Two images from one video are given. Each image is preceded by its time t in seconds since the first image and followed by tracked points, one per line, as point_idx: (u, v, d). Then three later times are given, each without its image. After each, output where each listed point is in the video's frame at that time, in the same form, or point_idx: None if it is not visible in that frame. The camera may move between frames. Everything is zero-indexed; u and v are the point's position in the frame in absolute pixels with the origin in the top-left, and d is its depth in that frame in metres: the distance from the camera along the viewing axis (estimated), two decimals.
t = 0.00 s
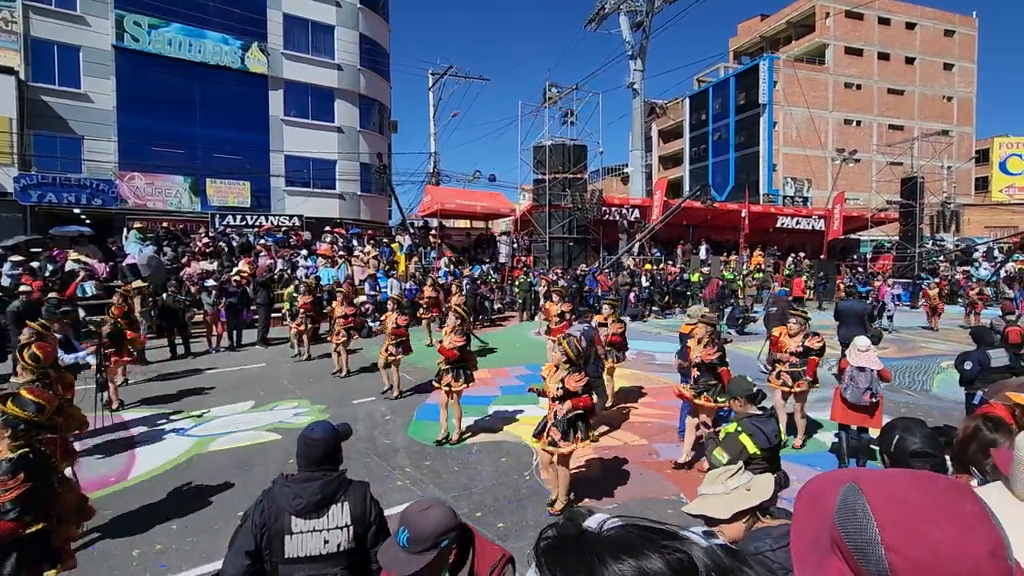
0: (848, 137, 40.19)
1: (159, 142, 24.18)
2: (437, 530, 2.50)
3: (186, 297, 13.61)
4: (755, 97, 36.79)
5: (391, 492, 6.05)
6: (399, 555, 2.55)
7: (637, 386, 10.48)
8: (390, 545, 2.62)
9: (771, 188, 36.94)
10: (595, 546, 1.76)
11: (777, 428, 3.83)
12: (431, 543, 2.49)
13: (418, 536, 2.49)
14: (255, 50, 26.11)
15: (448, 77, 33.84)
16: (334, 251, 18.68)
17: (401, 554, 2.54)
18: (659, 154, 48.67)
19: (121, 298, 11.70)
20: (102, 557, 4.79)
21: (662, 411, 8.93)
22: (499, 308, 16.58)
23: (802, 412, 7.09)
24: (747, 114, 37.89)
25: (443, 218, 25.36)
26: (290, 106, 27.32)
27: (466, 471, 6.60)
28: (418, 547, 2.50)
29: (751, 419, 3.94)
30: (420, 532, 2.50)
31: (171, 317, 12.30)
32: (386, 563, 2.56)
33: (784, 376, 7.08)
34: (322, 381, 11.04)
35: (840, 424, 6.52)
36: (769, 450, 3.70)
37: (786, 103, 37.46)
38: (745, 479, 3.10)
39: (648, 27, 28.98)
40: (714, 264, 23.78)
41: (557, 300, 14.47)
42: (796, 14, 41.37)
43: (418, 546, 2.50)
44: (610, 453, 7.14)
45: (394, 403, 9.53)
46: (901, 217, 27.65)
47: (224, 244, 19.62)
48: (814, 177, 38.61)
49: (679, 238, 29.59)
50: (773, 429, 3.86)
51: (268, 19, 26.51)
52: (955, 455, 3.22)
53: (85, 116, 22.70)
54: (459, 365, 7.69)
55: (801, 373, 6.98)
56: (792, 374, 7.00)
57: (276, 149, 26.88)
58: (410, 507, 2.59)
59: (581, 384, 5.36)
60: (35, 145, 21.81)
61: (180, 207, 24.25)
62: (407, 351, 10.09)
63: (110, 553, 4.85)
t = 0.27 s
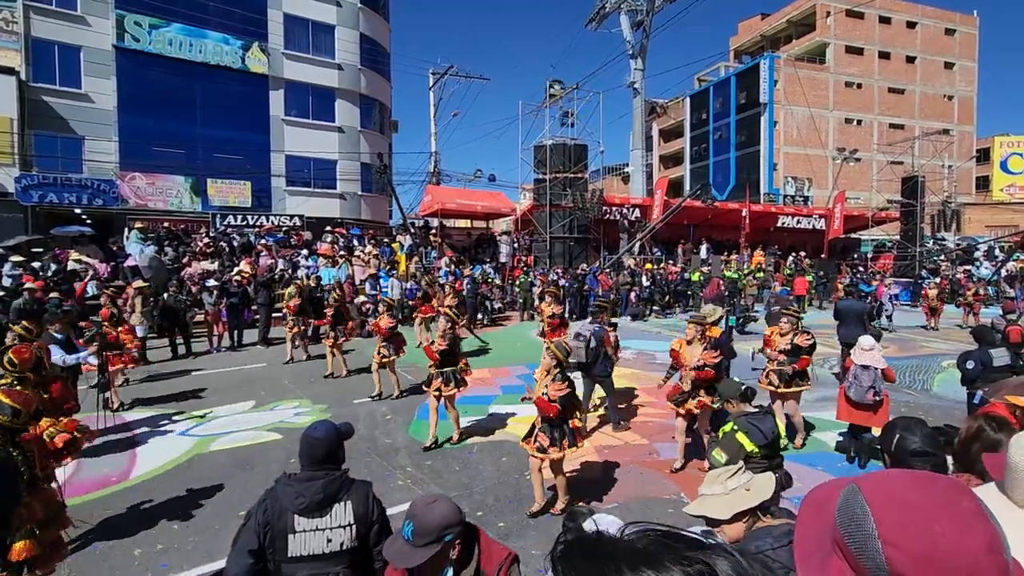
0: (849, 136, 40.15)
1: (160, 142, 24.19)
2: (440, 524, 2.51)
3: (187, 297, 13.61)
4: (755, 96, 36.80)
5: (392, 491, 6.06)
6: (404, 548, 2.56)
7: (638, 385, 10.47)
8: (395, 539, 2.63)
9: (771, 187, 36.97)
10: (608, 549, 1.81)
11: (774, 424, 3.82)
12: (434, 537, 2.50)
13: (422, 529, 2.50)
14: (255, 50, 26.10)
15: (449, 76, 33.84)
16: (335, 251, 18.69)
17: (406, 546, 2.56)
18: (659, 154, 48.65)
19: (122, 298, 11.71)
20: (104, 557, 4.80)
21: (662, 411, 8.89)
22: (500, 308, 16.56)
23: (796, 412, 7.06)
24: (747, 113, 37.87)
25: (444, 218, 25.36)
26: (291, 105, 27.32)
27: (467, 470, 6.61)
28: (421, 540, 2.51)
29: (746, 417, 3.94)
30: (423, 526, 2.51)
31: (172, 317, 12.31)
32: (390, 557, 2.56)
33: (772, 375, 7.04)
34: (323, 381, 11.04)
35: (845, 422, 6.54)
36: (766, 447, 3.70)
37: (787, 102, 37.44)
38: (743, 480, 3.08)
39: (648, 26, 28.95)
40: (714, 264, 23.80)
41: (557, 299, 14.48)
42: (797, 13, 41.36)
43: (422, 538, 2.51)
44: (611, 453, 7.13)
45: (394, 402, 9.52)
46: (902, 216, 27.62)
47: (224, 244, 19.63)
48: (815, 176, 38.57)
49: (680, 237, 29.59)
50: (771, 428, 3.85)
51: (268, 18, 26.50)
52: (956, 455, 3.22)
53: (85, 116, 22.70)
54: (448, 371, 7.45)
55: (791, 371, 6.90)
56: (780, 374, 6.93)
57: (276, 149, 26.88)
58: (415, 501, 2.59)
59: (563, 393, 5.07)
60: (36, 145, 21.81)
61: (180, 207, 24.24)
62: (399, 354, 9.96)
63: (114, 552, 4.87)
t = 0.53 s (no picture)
0: (852, 134, 40.04)
1: (162, 142, 24.23)
2: (444, 522, 2.51)
3: (189, 297, 13.64)
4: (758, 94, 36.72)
5: (394, 490, 6.07)
6: (407, 546, 2.56)
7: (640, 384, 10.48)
8: (398, 538, 2.63)
9: (774, 186, 36.90)
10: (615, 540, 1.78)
11: (766, 418, 3.83)
12: (437, 535, 2.51)
13: (425, 527, 2.51)
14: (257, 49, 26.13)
15: (450, 76, 33.85)
16: (337, 250, 18.71)
17: (409, 545, 2.56)
18: (661, 152, 48.61)
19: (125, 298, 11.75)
20: (107, 555, 4.82)
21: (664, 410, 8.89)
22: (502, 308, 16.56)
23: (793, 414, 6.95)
24: (749, 112, 37.80)
25: (446, 217, 25.36)
26: (293, 105, 27.35)
27: (469, 469, 6.62)
28: (425, 538, 2.51)
29: (738, 414, 3.93)
30: (427, 524, 2.51)
31: (175, 317, 12.35)
32: (394, 554, 2.57)
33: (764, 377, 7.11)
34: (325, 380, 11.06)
35: (851, 421, 6.57)
36: (761, 443, 3.72)
37: (789, 101, 37.34)
38: (745, 479, 3.07)
39: (650, 25, 28.90)
40: (716, 263, 23.81)
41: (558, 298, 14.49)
42: (799, 11, 41.29)
43: (425, 536, 2.51)
44: (613, 452, 7.14)
45: (396, 401, 9.54)
46: (905, 215, 27.56)
47: (227, 243, 19.66)
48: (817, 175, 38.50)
49: (682, 236, 29.54)
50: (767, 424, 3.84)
51: (270, 18, 26.52)
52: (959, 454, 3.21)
53: (88, 116, 22.74)
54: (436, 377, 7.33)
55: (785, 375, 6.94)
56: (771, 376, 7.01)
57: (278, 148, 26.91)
58: (418, 499, 2.60)
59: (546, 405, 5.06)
60: (39, 145, 21.86)
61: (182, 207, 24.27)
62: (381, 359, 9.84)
63: (116, 551, 4.89)
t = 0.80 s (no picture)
0: (857, 131, 39.80)
1: (167, 141, 24.32)
2: (449, 521, 2.52)
3: (194, 295, 13.71)
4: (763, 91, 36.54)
5: (398, 488, 6.09)
6: (411, 544, 2.57)
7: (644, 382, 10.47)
8: (403, 536, 2.64)
9: (779, 183, 36.72)
10: (665, 529, 1.56)
11: (761, 413, 3.83)
12: (443, 534, 2.51)
13: (430, 526, 2.51)
14: (261, 48, 26.19)
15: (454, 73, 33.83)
16: (342, 248, 18.75)
17: (414, 543, 2.56)
18: (666, 150, 48.46)
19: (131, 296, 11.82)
20: (114, 551, 4.86)
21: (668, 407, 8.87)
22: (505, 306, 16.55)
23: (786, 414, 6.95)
24: (754, 109, 37.62)
25: (450, 215, 25.36)
26: (297, 103, 27.40)
27: (473, 467, 6.63)
28: (430, 537, 2.52)
29: (734, 411, 3.91)
30: (432, 523, 2.52)
31: (180, 314, 12.41)
32: (398, 552, 2.58)
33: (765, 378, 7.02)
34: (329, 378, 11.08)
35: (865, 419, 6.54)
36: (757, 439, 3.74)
37: (794, 98, 37.13)
38: (748, 476, 3.05)
39: (654, 22, 28.78)
40: (721, 261, 23.74)
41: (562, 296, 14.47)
42: (804, 8, 41.07)
43: (430, 536, 2.52)
44: (617, 450, 7.14)
45: (400, 399, 9.55)
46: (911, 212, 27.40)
47: (231, 241, 19.72)
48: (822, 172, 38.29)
49: (686, 234, 29.43)
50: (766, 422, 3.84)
51: (274, 16, 26.57)
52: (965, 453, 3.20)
53: (94, 115, 22.85)
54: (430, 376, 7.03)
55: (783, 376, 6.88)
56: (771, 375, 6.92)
57: (283, 146, 26.97)
58: (423, 498, 2.60)
59: (544, 401, 4.83)
60: (45, 144, 21.97)
61: (188, 205, 24.34)
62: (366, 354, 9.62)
63: (123, 547, 4.93)
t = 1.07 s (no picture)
0: (866, 126, 39.44)
1: (175, 138, 24.46)
2: (456, 517, 2.53)
3: (201, 291, 13.79)
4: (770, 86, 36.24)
5: (405, 483, 6.12)
6: (417, 541, 2.58)
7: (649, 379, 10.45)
8: (409, 532, 2.65)
9: (786, 179, 36.46)
10: (686, 524, 1.52)
11: (765, 409, 3.82)
12: (449, 530, 2.52)
13: (437, 522, 2.52)
14: (268, 45, 26.28)
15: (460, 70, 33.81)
16: (347, 245, 18.81)
17: (420, 540, 2.58)
18: (673, 146, 48.23)
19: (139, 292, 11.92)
20: (125, 544, 4.92)
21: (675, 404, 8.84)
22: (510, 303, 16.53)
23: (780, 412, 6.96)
24: (762, 104, 37.37)
25: (455, 212, 25.36)
26: (303, 100, 27.48)
27: (479, 463, 6.65)
28: (436, 533, 2.53)
29: (738, 407, 3.91)
30: (438, 520, 2.53)
31: (188, 311, 12.50)
32: (404, 548, 2.59)
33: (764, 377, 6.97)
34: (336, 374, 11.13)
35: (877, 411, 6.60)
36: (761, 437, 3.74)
37: (802, 93, 36.83)
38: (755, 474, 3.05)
39: (660, 17, 28.60)
40: (728, 258, 23.63)
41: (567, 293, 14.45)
42: (813, 2, 40.72)
43: (436, 532, 2.53)
44: (623, 447, 7.13)
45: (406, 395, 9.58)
46: (921, 208, 27.16)
47: (238, 238, 19.81)
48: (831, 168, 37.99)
49: (693, 230, 29.29)
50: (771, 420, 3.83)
51: (280, 14, 26.64)
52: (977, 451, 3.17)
53: (102, 113, 23.00)
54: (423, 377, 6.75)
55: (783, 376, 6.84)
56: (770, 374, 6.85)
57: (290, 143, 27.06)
58: (429, 495, 2.61)
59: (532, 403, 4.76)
60: (55, 141, 22.14)
61: (195, 202, 24.46)
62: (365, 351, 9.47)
63: (133, 540, 4.99)
